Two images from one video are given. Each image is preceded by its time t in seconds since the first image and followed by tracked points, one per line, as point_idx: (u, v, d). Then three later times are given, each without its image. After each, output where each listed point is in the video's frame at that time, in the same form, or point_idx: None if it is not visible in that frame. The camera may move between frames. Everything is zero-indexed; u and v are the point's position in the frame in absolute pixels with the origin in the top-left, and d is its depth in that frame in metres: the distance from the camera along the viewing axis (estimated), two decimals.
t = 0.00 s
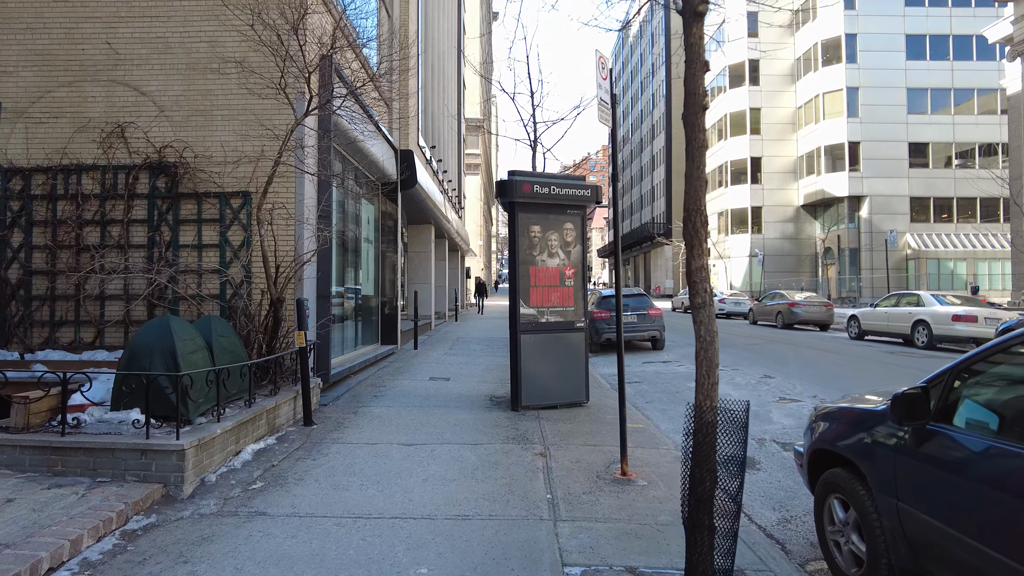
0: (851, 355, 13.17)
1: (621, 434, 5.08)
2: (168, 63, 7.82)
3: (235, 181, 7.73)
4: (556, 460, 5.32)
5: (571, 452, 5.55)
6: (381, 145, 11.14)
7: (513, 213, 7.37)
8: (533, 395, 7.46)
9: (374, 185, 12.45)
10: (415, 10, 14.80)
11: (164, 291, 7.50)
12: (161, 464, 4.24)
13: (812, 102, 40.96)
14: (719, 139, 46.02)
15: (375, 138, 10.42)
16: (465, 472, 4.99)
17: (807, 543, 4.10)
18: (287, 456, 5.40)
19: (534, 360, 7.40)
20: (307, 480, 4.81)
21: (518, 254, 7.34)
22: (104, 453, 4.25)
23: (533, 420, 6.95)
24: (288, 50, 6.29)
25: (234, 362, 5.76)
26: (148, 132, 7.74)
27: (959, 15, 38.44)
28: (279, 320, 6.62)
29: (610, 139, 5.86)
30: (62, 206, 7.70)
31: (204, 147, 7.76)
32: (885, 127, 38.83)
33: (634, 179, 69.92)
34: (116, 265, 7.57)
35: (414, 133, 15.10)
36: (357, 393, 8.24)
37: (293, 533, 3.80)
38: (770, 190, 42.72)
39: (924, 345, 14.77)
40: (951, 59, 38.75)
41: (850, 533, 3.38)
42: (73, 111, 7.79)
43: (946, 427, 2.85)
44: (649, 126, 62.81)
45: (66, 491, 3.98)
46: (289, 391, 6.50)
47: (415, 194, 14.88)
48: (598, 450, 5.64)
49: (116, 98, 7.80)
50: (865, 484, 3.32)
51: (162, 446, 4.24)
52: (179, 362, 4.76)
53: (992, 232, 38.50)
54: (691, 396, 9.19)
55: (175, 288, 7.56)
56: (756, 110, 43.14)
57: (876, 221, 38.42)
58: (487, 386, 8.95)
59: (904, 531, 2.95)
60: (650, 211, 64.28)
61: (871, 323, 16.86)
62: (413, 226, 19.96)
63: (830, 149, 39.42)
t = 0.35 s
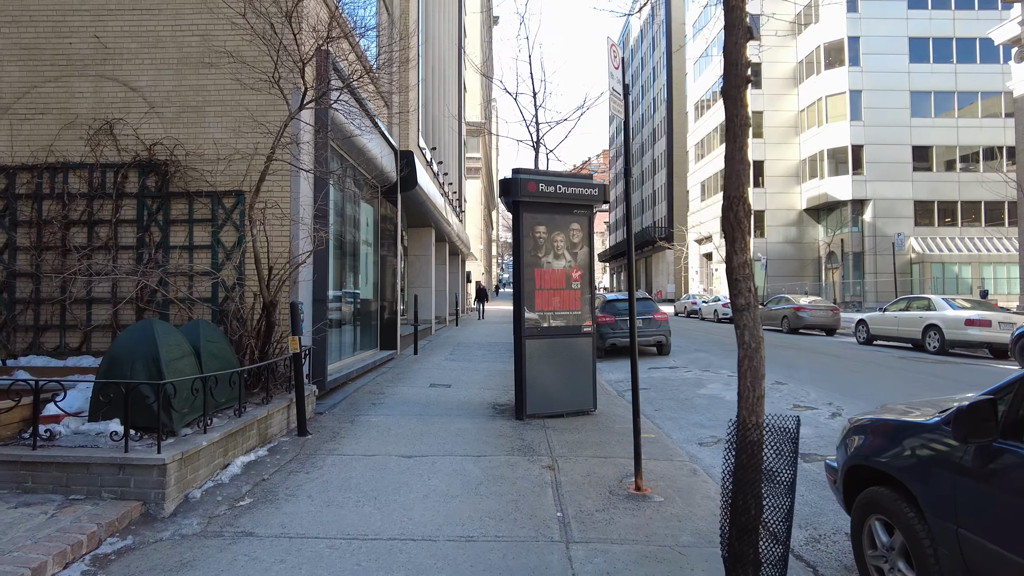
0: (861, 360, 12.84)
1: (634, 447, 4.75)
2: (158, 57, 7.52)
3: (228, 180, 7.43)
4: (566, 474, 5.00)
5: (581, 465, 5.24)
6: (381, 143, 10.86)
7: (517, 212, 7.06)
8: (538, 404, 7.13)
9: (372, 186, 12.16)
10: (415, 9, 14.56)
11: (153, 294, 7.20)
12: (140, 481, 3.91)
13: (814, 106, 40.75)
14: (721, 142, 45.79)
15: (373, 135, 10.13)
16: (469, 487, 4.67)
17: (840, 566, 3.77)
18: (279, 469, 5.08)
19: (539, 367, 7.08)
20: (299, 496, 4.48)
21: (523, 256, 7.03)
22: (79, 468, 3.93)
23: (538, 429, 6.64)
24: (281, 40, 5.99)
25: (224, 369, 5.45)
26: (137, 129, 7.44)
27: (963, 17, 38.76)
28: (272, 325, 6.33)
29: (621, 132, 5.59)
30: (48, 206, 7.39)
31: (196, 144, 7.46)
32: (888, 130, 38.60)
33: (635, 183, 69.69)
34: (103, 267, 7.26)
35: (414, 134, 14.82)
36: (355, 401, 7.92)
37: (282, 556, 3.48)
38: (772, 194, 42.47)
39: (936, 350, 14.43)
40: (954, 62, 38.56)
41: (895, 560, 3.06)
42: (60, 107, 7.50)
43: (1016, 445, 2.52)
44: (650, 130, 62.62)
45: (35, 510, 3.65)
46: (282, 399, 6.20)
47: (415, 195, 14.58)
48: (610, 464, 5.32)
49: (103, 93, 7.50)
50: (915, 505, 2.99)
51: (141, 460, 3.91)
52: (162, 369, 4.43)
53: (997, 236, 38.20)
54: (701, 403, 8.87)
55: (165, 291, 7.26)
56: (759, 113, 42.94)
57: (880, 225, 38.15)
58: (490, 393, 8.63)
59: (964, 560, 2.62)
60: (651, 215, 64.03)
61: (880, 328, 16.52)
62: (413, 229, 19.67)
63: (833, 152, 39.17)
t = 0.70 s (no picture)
0: (874, 367, 12.51)
1: (653, 466, 4.41)
2: (148, 51, 7.20)
3: (220, 180, 7.11)
4: (578, 495, 4.66)
5: (594, 484, 4.91)
6: (380, 142, 10.54)
7: (524, 214, 6.74)
8: (546, 415, 6.79)
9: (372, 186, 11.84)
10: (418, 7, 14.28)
11: (141, 299, 6.85)
12: (115, 506, 3.55)
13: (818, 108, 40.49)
14: (723, 145, 45.49)
15: (373, 134, 9.82)
16: (475, 509, 4.32)
17: None
18: (271, 488, 4.74)
19: (547, 376, 6.74)
20: (291, 519, 4.13)
21: (530, 259, 6.70)
22: (47, 491, 3.58)
23: (546, 442, 6.30)
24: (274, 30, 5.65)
25: (212, 381, 5.12)
26: (126, 126, 7.11)
27: (968, 20, 38.67)
28: (264, 332, 5.99)
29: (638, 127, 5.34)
30: (31, 206, 7.04)
31: (187, 142, 7.13)
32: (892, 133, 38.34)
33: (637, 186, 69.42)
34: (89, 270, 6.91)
35: (416, 135, 14.51)
36: (353, 411, 7.59)
37: None
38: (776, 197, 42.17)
39: (949, 357, 14.10)
40: (958, 65, 38.35)
41: None
42: (45, 103, 7.16)
43: None
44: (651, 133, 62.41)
45: None
46: (275, 411, 5.86)
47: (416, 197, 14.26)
48: (625, 482, 4.98)
49: (91, 88, 7.17)
50: (982, 540, 2.64)
51: (116, 482, 3.56)
52: (143, 381, 4.09)
53: (1002, 240, 37.87)
54: (713, 413, 8.53)
55: (153, 296, 6.91)
56: (762, 116, 42.70)
57: (884, 229, 37.83)
58: (494, 402, 8.28)
59: None
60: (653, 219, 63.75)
61: (890, 334, 16.19)
62: (413, 231, 19.33)
63: (836, 155, 38.86)
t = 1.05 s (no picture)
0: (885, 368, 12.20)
1: (672, 476, 4.10)
2: (136, 38, 6.90)
3: (212, 172, 6.80)
4: (590, 506, 4.37)
5: (607, 495, 4.61)
6: (378, 136, 10.25)
7: (529, 208, 6.44)
8: (553, 418, 6.48)
9: (370, 183, 11.55)
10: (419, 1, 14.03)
11: (128, 297, 6.53)
12: (86, 522, 3.24)
13: (821, 107, 40.19)
14: (725, 145, 45.19)
15: (370, 127, 9.51)
16: (480, 522, 4.02)
17: None
18: (261, 497, 4.44)
19: (554, 378, 6.43)
20: (281, 533, 3.82)
21: (535, 255, 6.40)
22: (12, 505, 3.27)
23: (553, 447, 6.01)
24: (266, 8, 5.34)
25: (199, 383, 4.82)
26: (113, 116, 6.80)
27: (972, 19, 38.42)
28: (256, 331, 5.69)
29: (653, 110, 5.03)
30: (14, 201, 6.72)
31: (177, 133, 6.83)
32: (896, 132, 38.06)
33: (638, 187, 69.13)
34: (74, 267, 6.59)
35: (416, 131, 14.22)
36: (351, 414, 7.29)
37: None
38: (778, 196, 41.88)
39: (960, 357, 13.80)
40: (963, 63, 38.10)
41: None
42: (28, 93, 6.86)
43: None
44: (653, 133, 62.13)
45: None
46: (267, 415, 5.56)
47: (416, 195, 13.96)
48: (640, 493, 4.68)
49: (76, 77, 6.87)
50: None
51: (88, 495, 3.25)
52: (121, 383, 3.80)
53: (1007, 240, 37.57)
54: (725, 416, 8.23)
55: (142, 294, 6.60)
56: (764, 115, 42.43)
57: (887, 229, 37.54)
58: (497, 405, 7.98)
59: None
60: (654, 219, 63.44)
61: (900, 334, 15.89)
62: (414, 230, 19.02)
63: (839, 154, 38.57)
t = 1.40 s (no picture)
0: (897, 372, 11.88)
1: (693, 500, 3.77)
2: (122, 31, 6.59)
3: (201, 171, 6.49)
4: (602, 529, 4.04)
5: (619, 517, 4.29)
6: (374, 133, 9.96)
7: (534, 207, 6.12)
8: (560, 429, 6.15)
9: (368, 182, 11.23)
10: None
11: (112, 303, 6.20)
12: (48, 554, 2.92)
13: (823, 108, 39.89)
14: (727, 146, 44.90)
15: (365, 124, 9.21)
16: (484, 548, 3.69)
17: None
18: (248, 518, 4.12)
19: (560, 387, 6.11)
20: (267, 561, 3.49)
21: (541, 257, 6.07)
22: None
23: (560, 461, 5.69)
24: None
25: (182, 395, 4.50)
26: (97, 112, 6.48)
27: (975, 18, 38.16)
28: (245, 338, 5.38)
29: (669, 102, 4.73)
30: None
31: (165, 130, 6.52)
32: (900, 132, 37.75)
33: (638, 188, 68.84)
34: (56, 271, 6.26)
35: (416, 130, 13.91)
36: (346, 425, 6.96)
37: None
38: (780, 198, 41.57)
39: (973, 361, 13.47)
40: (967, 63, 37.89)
41: None
42: (9, 88, 6.54)
43: None
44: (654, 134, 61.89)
45: None
46: (258, 426, 5.26)
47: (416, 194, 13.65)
48: (655, 515, 4.35)
49: (59, 72, 6.55)
50: None
51: (50, 526, 2.92)
52: (91, 397, 3.48)
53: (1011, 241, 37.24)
54: (736, 425, 7.90)
55: (128, 300, 6.27)
56: (766, 115, 42.15)
57: (891, 230, 37.19)
58: (500, 413, 7.65)
59: None
60: (655, 220, 63.15)
61: (909, 337, 15.56)
62: (413, 231, 18.71)
63: (843, 155, 38.25)
